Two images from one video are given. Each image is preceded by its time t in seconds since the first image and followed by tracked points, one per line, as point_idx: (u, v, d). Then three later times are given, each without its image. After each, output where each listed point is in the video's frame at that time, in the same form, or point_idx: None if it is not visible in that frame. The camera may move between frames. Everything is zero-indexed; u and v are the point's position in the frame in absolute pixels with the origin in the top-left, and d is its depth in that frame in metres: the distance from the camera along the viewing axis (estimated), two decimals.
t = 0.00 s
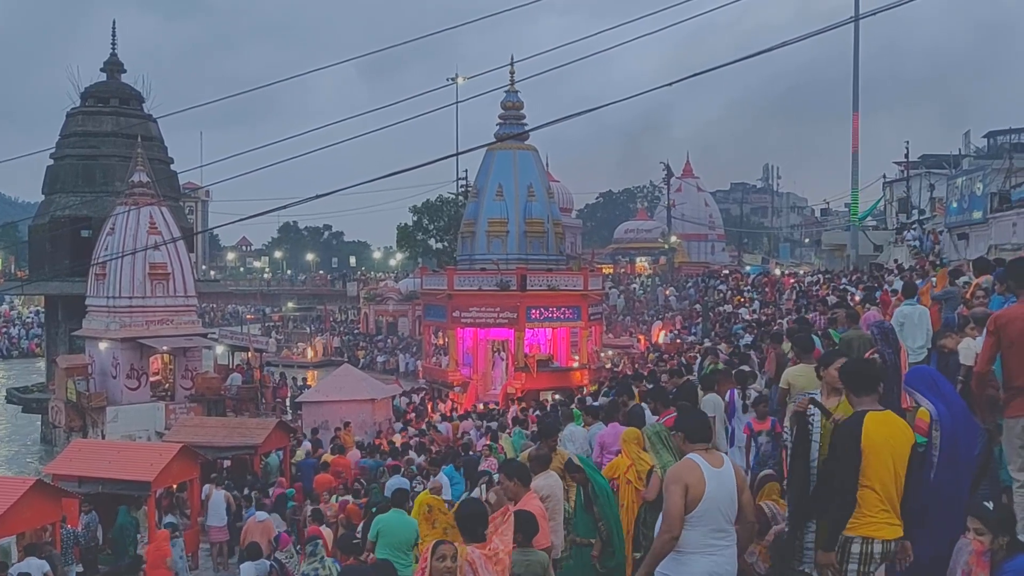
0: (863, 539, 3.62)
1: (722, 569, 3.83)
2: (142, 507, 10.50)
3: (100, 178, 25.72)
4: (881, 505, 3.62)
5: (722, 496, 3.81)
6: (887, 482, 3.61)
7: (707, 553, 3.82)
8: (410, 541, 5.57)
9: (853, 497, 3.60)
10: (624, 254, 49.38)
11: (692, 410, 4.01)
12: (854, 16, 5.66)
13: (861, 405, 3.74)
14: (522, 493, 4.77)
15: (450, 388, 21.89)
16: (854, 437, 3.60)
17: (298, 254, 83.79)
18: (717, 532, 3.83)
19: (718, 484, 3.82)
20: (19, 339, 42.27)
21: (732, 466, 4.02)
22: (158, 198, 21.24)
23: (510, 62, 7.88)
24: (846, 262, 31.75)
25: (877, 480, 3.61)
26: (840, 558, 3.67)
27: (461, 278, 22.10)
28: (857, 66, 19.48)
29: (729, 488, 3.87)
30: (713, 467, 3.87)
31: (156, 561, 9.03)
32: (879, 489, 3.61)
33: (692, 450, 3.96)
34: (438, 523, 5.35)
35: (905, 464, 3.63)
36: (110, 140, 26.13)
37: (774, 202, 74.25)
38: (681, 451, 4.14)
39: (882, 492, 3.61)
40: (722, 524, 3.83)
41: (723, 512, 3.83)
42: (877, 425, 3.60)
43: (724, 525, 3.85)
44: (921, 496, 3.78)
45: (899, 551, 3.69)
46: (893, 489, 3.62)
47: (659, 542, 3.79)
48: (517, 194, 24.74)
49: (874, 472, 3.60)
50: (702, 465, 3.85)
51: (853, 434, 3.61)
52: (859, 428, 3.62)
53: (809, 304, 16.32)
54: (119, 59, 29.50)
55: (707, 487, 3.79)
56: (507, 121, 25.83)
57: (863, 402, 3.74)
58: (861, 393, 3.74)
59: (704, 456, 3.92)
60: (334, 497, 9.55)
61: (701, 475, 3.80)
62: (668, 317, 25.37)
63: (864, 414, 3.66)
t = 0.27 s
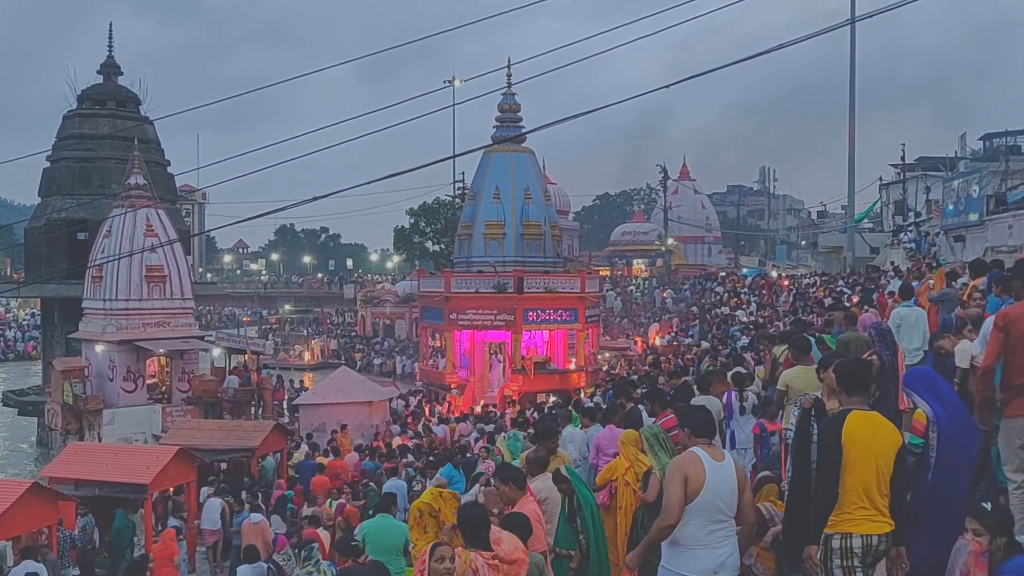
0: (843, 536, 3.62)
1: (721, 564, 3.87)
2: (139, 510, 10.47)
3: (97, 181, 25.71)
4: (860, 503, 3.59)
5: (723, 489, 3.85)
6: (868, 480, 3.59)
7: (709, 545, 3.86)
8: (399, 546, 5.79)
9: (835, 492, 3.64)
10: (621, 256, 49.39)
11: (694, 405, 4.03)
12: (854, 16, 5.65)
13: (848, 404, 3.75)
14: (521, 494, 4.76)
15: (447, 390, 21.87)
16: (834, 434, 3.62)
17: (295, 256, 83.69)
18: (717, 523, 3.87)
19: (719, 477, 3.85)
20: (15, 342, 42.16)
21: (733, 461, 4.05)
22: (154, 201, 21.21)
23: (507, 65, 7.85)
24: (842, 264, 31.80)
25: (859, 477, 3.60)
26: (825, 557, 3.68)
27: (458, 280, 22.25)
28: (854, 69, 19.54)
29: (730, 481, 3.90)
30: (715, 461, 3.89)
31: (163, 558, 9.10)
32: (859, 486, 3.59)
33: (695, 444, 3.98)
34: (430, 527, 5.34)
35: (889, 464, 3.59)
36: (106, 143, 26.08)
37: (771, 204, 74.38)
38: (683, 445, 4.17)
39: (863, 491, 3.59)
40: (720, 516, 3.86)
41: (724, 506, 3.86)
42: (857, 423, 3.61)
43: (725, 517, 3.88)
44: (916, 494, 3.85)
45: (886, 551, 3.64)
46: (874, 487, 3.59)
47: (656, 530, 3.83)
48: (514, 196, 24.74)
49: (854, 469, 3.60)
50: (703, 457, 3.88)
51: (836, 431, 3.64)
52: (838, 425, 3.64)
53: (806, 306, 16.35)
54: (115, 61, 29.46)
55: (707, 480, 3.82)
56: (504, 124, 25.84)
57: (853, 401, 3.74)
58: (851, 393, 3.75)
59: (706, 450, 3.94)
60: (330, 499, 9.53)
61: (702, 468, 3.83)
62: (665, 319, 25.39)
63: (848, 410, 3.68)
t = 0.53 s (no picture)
0: (834, 528, 3.64)
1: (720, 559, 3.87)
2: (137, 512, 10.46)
3: (94, 182, 25.69)
4: (851, 496, 3.61)
5: (723, 485, 3.85)
6: (863, 474, 3.60)
7: (710, 539, 3.86)
8: (391, 547, 5.83)
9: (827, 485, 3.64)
10: (618, 258, 49.41)
11: (693, 401, 4.03)
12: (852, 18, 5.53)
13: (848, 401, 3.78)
14: (519, 494, 4.77)
15: (445, 391, 21.86)
16: (832, 427, 3.62)
17: (292, 258, 83.60)
18: (717, 518, 3.87)
19: (719, 473, 3.86)
20: (12, 344, 42.10)
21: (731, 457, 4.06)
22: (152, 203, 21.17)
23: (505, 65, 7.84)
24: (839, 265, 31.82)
25: (853, 471, 3.60)
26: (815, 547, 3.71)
27: (456, 282, 22.14)
28: (851, 71, 19.57)
29: (730, 476, 3.91)
30: (715, 457, 3.90)
31: (165, 558, 9.09)
32: (852, 481, 3.60)
33: (694, 440, 3.99)
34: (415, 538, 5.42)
35: (884, 459, 3.60)
36: (103, 144, 26.03)
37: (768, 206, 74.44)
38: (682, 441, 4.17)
39: (855, 485, 3.60)
40: (721, 512, 3.87)
41: (724, 502, 3.87)
42: (858, 419, 3.60)
43: (725, 512, 3.88)
44: (913, 494, 3.84)
45: (878, 545, 3.65)
46: (868, 482, 3.60)
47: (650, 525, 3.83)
48: (512, 198, 24.74)
49: (849, 463, 3.60)
50: (703, 454, 3.89)
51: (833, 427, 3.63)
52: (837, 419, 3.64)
53: (803, 307, 16.35)
54: (112, 63, 29.43)
55: (708, 476, 3.83)
56: (502, 125, 25.84)
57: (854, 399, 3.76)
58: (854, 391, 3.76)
59: (705, 446, 3.95)
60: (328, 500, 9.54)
61: (702, 464, 3.84)
62: (663, 320, 25.40)
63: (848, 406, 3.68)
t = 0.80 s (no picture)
0: (830, 516, 3.63)
1: (716, 555, 3.87)
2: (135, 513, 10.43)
3: (92, 183, 25.68)
4: (852, 487, 3.59)
5: (716, 482, 3.85)
6: (864, 466, 3.59)
7: (705, 535, 3.86)
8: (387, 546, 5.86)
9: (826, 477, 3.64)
10: (617, 259, 49.44)
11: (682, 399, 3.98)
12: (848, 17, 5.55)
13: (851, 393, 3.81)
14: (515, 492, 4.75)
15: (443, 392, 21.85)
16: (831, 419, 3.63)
17: (290, 259, 83.58)
18: (711, 515, 3.86)
19: (712, 471, 3.85)
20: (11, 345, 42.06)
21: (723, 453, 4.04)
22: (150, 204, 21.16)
23: (504, 64, 7.82)
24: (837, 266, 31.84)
25: (853, 461, 3.60)
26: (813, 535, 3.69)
27: (454, 283, 22.20)
28: (848, 71, 19.58)
29: (722, 473, 3.90)
30: (706, 454, 3.89)
31: (169, 556, 9.04)
32: (850, 470, 3.59)
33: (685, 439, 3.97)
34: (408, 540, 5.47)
35: (884, 452, 3.59)
36: (101, 145, 26.01)
37: (767, 207, 74.50)
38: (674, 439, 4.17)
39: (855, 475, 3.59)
40: (715, 510, 3.86)
41: (718, 499, 3.87)
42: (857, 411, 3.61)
43: (719, 508, 3.88)
44: (913, 492, 3.81)
45: (876, 538, 3.63)
46: (867, 473, 3.59)
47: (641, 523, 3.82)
48: (510, 199, 24.75)
49: (849, 453, 3.60)
50: (696, 452, 3.88)
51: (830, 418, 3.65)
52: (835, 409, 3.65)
53: (801, 309, 16.36)
54: (111, 64, 29.41)
55: (701, 476, 3.82)
56: (500, 126, 25.84)
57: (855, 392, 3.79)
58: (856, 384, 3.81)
59: (697, 444, 3.93)
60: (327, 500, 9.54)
61: (695, 462, 3.83)
62: (661, 321, 25.39)
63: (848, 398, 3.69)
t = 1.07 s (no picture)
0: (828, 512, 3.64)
1: (711, 554, 3.87)
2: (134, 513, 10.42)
3: (90, 184, 25.67)
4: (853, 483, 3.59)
5: (707, 483, 3.84)
6: (864, 463, 3.58)
7: (698, 535, 3.85)
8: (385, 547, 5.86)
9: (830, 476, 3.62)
10: (615, 259, 49.46)
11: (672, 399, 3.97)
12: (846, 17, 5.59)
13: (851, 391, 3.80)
14: (510, 491, 4.75)
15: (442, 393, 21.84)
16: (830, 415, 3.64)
17: (289, 260, 83.58)
18: (702, 515, 3.86)
19: (703, 473, 3.85)
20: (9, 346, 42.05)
21: (714, 452, 4.03)
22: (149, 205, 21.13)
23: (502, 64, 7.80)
24: (836, 267, 31.84)
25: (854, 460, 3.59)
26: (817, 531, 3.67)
27: (453, 283, 22.25)
28: (846, 72, 19.58)
29: (713, 473, 3.90)
30: (695, 455, 3.89)
31: (171, 555, 9.03)
32: (850, 468, 3.59)
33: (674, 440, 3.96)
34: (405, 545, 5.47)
35: (883, 448, 3.59)
36: (99, 146, 25.99)
37: (765, 208, 74.53)
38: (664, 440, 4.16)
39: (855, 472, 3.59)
40: (708, 510, 3.86)
41: (710, 498, 3.86)
42: (853, 408, 3.62)
43: (711, 508, 3.88)
44: (913, 491, 3.82)
45: (875, 535, 3.63)
46: (868, 470, 3.58)
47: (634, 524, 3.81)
48: (509, 199, 24.75)
49: (850, 450, 3.59)
50: (684, 453, 3.87)
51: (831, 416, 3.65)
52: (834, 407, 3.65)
53: (800, 309, 16.37)
54: (109, 64, 29.38)
55: (691, 478, 3.81)
56: (499, 126, 25.83)
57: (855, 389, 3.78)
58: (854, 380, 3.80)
59: (686, 445, 3.92)
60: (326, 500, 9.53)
61: (683, 465, 3.82)
62: (660, 321, 25.39)
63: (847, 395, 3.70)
